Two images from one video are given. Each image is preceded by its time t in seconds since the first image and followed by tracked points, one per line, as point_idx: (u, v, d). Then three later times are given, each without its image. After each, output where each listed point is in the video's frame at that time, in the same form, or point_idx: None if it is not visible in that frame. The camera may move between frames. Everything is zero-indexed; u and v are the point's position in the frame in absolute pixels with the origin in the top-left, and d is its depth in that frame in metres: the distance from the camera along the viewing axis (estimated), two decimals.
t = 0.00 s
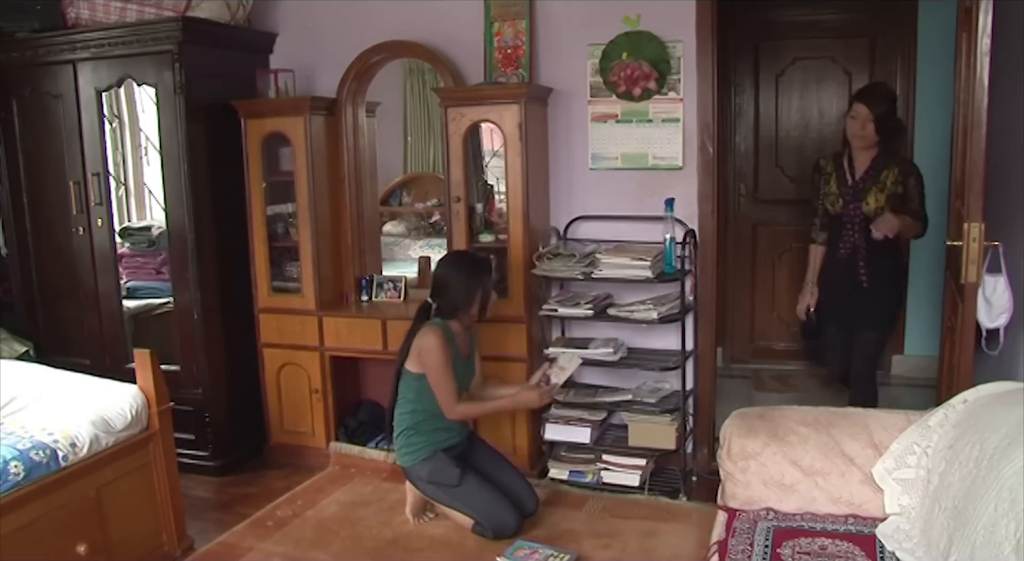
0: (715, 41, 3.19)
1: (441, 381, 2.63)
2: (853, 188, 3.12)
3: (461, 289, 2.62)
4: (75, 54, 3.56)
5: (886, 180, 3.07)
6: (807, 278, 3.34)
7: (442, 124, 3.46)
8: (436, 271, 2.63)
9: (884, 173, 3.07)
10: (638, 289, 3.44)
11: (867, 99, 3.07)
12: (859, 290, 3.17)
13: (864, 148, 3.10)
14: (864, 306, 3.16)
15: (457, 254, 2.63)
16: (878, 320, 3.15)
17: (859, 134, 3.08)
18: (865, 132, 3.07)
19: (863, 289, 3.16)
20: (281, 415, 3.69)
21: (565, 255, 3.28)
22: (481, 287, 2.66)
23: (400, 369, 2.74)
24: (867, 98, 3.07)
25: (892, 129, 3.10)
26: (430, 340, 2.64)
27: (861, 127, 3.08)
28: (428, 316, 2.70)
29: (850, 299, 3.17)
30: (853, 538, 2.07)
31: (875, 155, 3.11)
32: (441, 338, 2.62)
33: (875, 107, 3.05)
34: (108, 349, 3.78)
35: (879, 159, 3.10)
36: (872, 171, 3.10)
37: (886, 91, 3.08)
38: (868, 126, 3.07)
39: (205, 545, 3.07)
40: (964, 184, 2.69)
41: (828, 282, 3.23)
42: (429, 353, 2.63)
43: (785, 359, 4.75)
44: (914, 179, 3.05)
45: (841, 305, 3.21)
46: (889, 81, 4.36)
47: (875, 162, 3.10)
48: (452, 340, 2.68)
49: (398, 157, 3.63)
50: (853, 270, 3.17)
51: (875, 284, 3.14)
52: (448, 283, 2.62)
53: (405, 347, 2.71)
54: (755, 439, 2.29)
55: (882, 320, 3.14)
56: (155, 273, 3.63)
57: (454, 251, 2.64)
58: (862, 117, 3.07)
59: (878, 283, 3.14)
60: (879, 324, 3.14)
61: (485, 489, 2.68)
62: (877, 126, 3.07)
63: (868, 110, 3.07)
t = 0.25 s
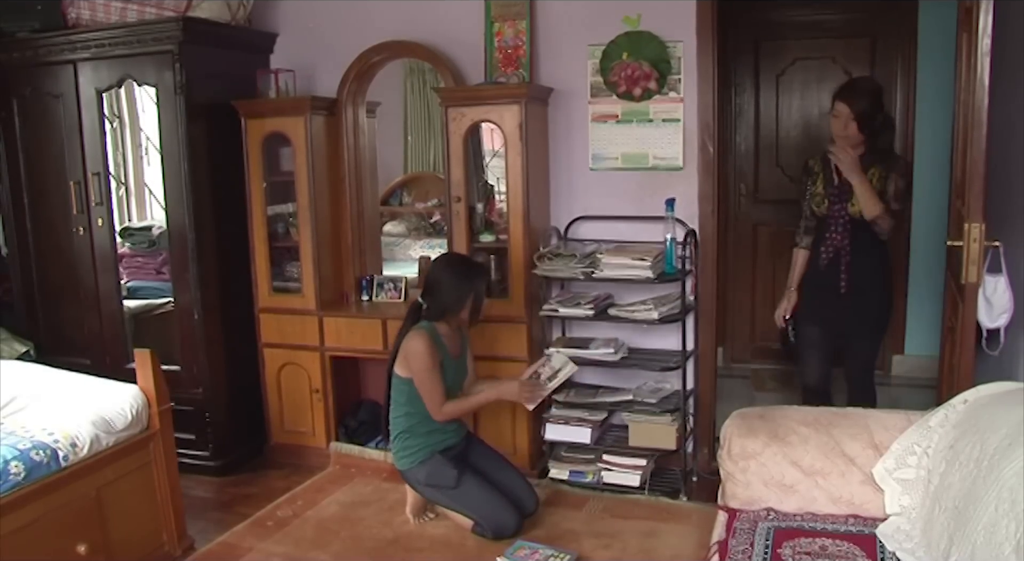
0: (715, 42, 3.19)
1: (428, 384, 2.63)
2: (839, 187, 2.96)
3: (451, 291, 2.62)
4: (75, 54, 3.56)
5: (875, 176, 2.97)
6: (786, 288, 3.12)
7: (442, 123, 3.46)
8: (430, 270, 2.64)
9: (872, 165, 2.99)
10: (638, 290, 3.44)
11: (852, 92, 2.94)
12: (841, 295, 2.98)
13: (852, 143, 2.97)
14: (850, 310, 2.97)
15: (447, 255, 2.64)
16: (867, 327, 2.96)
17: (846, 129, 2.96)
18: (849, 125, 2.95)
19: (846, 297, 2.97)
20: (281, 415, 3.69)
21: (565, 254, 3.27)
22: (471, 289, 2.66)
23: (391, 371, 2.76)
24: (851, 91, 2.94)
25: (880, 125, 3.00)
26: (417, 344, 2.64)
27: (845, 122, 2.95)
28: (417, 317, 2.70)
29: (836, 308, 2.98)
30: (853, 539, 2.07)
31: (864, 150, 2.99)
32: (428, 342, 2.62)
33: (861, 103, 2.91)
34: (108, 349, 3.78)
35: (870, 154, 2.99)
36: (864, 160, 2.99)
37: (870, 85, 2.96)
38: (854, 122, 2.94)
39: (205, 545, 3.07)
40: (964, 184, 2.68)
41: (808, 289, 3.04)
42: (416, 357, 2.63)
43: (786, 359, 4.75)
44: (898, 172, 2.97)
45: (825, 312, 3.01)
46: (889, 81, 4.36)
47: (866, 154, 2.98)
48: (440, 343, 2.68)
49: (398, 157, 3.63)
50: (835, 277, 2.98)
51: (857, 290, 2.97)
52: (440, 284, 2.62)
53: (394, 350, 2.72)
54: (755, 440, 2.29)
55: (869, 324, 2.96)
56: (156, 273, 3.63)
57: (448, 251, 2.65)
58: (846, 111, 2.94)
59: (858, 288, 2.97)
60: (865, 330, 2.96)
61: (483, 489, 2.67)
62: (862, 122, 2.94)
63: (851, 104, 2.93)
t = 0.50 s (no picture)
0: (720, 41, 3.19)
1: (422, 389, 2.61)
2: (821, 201, 2.89)
3: (449, 294, 2.58)
4: (81, 55, 3.57)
5: (858, 185, 2.88)
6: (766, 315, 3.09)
7: (447, 123, 3.46)
8: (427, 272, 2.60)
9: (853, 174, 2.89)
10: (643, 290, 3.43)
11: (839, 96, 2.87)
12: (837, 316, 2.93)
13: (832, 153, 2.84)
14: (839, 333, 2.94)
15: (446, 259, 2.60)
16: (854, 350, 2.95)
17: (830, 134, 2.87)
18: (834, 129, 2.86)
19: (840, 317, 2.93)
20: (286, 414, 3.69)
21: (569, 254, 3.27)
22: (470, 292, 2.63)
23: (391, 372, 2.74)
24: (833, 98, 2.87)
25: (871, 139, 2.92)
26: (414, 345, 2.62)
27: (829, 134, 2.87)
28: (415, 319, 2.67)
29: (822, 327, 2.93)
30: (858, 539, 2.07)
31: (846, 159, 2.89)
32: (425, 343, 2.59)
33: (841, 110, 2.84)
34: (113, 349, 3.79)
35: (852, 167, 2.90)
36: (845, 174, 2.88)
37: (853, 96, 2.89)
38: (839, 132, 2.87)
39: (210, 544, 3.08)
40: (970, 184, 2.68)
41: (796, 305, 2.97)
42: (412, 358, 2.60)
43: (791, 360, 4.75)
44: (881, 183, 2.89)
45: (816, 332, 2.95)
46: (895, 81, 4.35)
47: (846, 165, 2.89)
48: (438, 345, 2.65)
49: (403, 157, 3.63)
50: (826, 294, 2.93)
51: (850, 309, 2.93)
52: (439, 286, 2.59)
53: (394, 351, 2.70)
54: (760, 440, 2.29)
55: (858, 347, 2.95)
56: (160, 273, 3.64)
57: (446, 253, 2.61)
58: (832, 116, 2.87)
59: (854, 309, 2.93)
60: (855, 349, 2.95)
61: (487, 490, 2.70)
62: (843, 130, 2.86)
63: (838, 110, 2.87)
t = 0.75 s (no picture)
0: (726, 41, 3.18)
1: (425, 391, 2.59)
2: (787, 197, 2.92)
3: (451, 294, 2.58)
4: (88, 55, 3.58)
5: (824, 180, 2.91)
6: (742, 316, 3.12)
7: (452, 123, 3.46)
8: (428, 273, 2.59)
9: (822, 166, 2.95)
10: (649, 290, 3.43)
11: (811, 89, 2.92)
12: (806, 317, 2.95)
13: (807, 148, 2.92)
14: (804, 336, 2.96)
15: (449, 258, 2.59)
16: (817, 353, 2.97)
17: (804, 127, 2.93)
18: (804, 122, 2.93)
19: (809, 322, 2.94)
20: (292, 414, 3.70)
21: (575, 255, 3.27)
22: (472, 292, 2.62)
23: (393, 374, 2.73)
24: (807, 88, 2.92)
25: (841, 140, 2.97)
26: (415, 345, 2.61)
27: (802, 131, 2.93)
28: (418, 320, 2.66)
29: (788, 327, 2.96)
30: (865, 540, 2.06)
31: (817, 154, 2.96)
32: (426, 344, 2.58)
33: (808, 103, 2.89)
34: (120, 348, 3.80)
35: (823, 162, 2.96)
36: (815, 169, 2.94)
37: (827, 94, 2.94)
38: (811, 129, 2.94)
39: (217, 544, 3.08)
40: (977, 184, 2.67)
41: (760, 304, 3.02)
42: (414, 359, 2.59)
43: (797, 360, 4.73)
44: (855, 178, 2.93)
45: (781, 335, 2.99)
46: (901, 81, 4.34)
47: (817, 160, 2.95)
48: (440, 346, 2.64)
49: (409, 157, 3.63)
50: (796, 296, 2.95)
51: (818, 313, 2.93)
52: (442, 285, 2.58)
53: (396, 352, 2.69)
54: (766, 440, 2.29)
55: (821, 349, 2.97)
56: (167, 273, 3.65)
57: (447, 253, 2.60)
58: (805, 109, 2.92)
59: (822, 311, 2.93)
60: (818, 350, 2.97)
61: (492, 491, 2.69)
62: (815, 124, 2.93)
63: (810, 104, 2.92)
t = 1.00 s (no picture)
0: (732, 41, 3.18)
1: (428, 389, 2.58)
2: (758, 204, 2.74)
3: (454, 293, 2.57)
4: (94, 55, 3.58)
5: (794, 186, 2.69)
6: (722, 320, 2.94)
7: (458, 123, 3.46)
8: (431, 272, 2.59)
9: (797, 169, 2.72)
10: (654, 290, 3.42)
11: (781, 88, 2.67)
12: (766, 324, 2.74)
13: (779, 154, 2.68)
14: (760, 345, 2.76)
15: (452, 258, 2.58)
16: (780, 364, 2.72)
17: (772, 130, 2.68)
18: (774, 123, 2.67)
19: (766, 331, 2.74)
20: (297, 414, 3.70)
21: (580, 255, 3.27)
22: (476, 293, 2.61)
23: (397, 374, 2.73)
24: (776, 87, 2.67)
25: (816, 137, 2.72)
26: (418, 345, 2.60)
27: (772, 134, 2.68)
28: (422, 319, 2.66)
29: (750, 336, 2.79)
30: (870, 541, 2.06)
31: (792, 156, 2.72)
32: (429, 344, 2.57)
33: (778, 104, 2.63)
34: (126, 348, 3.81)
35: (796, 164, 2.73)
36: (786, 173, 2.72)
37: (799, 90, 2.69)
38: (784, 131, 2.69)
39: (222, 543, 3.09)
40: (984, 184, 2.67)
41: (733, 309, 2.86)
42: (418, 359, 2.59)
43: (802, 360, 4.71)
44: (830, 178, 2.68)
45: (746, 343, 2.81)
46: (907, 81, 4.33)
47: (787, 163, 2.72)
48: (444, 346, 2.63)
49: (414, 157, 3.63)
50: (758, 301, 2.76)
51: (776, 321, 2.72)
52: (445, 283, 2.57)
53: (400, 352, 2.68)
54: (771, 441, 2.28)
55: (784, 363, 2.71)
56: (172, 273, 3.66)
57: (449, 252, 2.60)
58: (774, 111, 2.67)
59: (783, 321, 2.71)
60: (779, 362, 2.72)
61: (497, 491, 2.69)
62: (787, 125, 2.68)
63: (781, 102, 2.66)
